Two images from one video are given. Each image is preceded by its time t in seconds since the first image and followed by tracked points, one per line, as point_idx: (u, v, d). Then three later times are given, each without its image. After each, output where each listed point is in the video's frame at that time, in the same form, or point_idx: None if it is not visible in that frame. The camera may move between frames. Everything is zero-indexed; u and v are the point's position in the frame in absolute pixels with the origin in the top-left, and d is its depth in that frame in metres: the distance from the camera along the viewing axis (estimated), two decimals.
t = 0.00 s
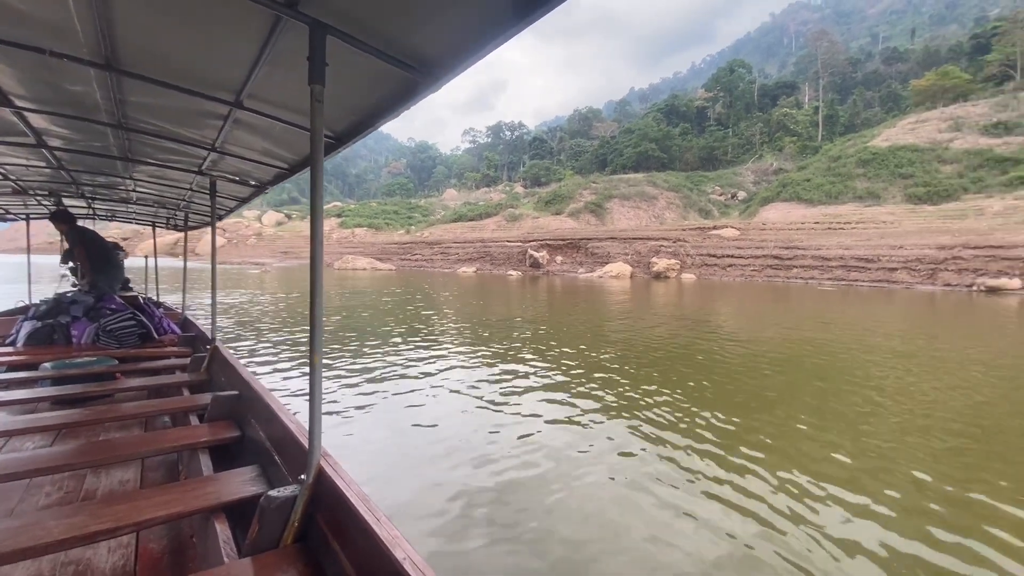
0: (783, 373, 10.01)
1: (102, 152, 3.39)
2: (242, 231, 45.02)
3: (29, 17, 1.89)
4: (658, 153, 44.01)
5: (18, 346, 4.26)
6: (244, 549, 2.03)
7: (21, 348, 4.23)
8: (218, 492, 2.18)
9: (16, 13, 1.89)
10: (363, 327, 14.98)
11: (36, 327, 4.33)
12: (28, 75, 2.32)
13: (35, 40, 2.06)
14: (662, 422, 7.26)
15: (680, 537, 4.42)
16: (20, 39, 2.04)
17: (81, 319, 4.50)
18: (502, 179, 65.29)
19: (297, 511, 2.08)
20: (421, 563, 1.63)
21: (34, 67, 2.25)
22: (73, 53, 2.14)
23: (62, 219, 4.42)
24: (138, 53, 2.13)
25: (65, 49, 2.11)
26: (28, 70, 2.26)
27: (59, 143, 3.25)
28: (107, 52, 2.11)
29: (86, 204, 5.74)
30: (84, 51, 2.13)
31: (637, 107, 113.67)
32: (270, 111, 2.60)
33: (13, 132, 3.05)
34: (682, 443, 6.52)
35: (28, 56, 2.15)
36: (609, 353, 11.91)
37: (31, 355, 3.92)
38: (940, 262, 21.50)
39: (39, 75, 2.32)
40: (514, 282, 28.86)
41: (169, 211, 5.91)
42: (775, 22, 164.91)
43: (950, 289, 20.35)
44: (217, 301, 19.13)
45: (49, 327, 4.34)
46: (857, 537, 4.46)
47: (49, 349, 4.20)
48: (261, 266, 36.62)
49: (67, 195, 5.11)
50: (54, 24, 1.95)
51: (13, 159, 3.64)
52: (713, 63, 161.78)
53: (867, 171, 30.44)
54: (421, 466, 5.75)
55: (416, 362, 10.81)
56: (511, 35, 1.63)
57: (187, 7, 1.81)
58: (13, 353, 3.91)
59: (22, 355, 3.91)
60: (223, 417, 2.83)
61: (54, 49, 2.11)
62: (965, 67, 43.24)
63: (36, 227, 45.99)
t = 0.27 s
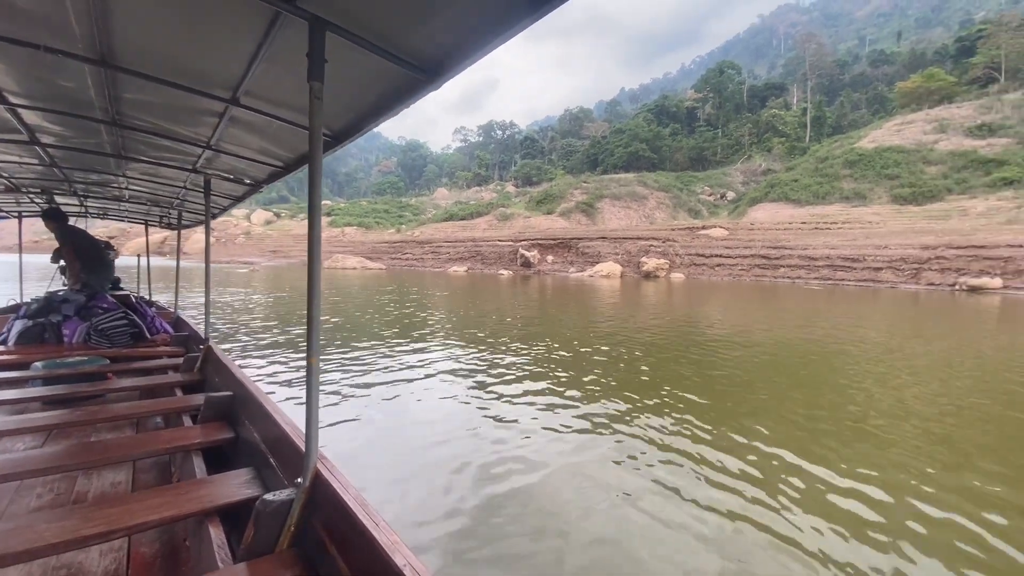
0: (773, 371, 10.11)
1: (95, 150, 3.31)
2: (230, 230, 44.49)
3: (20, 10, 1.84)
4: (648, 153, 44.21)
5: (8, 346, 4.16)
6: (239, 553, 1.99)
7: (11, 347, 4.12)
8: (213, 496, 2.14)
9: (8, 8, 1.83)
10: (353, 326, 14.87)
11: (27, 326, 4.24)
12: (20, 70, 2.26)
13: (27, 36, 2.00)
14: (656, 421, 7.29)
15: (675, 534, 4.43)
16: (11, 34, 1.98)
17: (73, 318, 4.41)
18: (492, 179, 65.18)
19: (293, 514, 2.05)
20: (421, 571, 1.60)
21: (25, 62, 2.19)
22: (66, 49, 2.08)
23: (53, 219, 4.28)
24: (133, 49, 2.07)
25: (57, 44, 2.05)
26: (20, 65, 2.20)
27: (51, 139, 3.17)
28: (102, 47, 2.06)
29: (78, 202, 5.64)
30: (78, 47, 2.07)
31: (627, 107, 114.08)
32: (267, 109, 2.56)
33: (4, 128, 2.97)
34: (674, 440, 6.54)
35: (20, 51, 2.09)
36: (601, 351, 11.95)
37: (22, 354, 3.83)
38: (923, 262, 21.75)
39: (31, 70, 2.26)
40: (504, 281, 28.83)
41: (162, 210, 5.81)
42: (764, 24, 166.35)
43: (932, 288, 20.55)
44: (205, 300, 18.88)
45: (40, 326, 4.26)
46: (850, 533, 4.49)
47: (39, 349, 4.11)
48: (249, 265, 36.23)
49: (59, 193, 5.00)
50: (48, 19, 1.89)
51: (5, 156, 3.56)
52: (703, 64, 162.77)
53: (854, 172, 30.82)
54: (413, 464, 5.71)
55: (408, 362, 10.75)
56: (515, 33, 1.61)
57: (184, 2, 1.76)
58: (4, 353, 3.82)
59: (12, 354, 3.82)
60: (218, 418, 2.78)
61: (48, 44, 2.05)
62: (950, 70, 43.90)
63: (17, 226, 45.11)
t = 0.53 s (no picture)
0: (766, 371, 10.19)
1: (91, 148, 3.29)
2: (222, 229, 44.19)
3: (15, 8, 1.83)
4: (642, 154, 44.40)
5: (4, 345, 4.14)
6: (235, 554, 1.99)
7: (8, 347, 4.10)
8: (209, 496, 2.14)
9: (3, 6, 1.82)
10: (346, 326, 14.84)
11: (23, 326, 4.21)
12: (15, 69, 2.25)
13: (23, 34, 1.99)
14: (650, 420, 7.34)
15: (669, 534, 4.45)
16: (6, 32, 1.97)
17: (69, 318, 4.38)
18: (486, 179, 65.18)
19: (289, 515, 2.05)
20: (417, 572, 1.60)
21: (20, 61, 2.18)
22: (63, 48, 2.07)
23: (42, 217, 4.36)
24: (130, 47, 2.07)
25: (53, 42, 2.04)
26: (16, 64, 2.20)
27: (47, 138, 3.15)
28: (98, 45, 2.05)
29: (73, 201, 5.59)
30: (75, 45, 2.06)
31: (621, 108, 114.46)
32: (263, 107, 2.55)
33: None
34: (666, 441, 6.57)
35: (14, 49, 2.08)
36: (594, 351, 12.00)
37: (19, 353, 3.81)
38: (911, 262, 22.02)
39: (25, 69, 2.24)
40: (498, 282, 28.86)
41: (159, 209, 5.77)
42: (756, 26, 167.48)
43: (920, 289, 20.85)
44: (197, 300, 18.77)
45: (37, 326, 4.23)
46: (843, 532, 4.53)
47: (37, 349, 4.09)
48: (241, 265, 36.02)
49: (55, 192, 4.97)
50: (43, 17, 1.88)
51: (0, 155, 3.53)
52: (696, 66, 163.65)
53: (845, 174, 31.11)
54: (406, 466, 5.67)
55: (403, 361, 10.75)
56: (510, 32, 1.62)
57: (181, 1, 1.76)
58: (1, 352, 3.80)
59: (10, 354, 3.80)
60: (214, 418, 2.77)
61: (44, 42, 2.04)
62: (940, 73, 44.40)
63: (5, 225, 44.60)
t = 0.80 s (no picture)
0: (763, 373, 10.24)
1: (92, 151, 3.31)
2: (220, 231, 44.12)
3: (17, 11, 1.84)
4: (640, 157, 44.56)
5: (7, 347, 4.13)
6: (238, 555, 2.01)
7: (11, 348, 4.10)
8: (211, 497, 2.15)
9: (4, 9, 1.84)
10: (344, 328, 14.86)
11: (26, 327, 4.21)
12: (16, 72, 2.26)
13: (23, 37, 2.01)
14: (648, 420, 7.38)
15: (666, 535, 4.47)
16: (8, 35, 1.99)
17: (72, 319, 4.37)
18: (485, 181, 65.28)
19: (292, 515, 2.07)
20: (418, 570, 1.62)
21: (21, 63, 2.20)
22: (64, 51, 2.09)
23: (32, 218, 4.27)
24: (131, 50, 2.09)
25: (54, 46, 2.06)
26: (17, 67, 2.21)
27: (49, 141, 3.17)
28: (99, 48, 2.07)
29: (76, 203, 5.62)
30: (76, 48, 2.08)
31: (619, 111, 114.76)
32: (264, 109, 2.58)
33: (1, 129, 2.96)
34: (662, 442, 6.59)
35: (16, 52, 2.09)
36: (593, 353, 12.04)
37: (21, 354, 3.81)
38: (906, 266, 22.16)
39: (27, 71, 2.26)
40: (496, 284, 28.90)
41: (160, 210, 5.78)
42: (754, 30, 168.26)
43: (914, 292, 21.00)
44: (195, 302, 18.77)
45: (40, 327, 4.23)
46: (839, 533, 4.56)
47: (39, 350, 4.09)
48: (239, 267, 35.99)
49: (57, 194, 4.99)
50: (44, 20, 1.90)
51: (3, 158, 3.55)
52: (694, 69, 164.23)
53: (841, 177, 31.26)
54: (405, 466, 5.71)
55: (401, 363, 10.77)
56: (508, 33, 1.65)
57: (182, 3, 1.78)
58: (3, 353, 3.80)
59: (12, 355, 3.80)
60: (216, 419, 2.79)
61: (45, 45, 2.06)
62: (936, 78, 44.70)
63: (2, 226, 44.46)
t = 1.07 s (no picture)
0: (766, 376, 10.24)
1: (104, 155, 3.38)
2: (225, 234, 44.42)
3: (27, 18, 1.89)
4: (644, 160, 44.55)
5: (18, 350, 4.15)
6: (248, 553, 2.05)
7: (24, 352, 4.12)
8: (221, 496, 2.19)
9: (12, 14, 1.88)
10: (348, 331, 14.94)
11: (38, 330, 4.24)
12: (29, 78, 2.32)
13: (35, 43, 2.06)
14: (651, 423, 7.40)
15: (669, 539, 4.47)
16: (19, 41, 2.03)
17: (84, 322, 4.41)
18: (489, 185, 65.45)
19: (301, 516, 2.10)
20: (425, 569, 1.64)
21: (34, 70, 2.25)
22: (74, 57, 2.14)
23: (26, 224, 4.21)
24: (141, 55, 2.14)
25: (65, 51, 2.11)
26: (29, 73, 2.26)
27: (63, 146, 3.24)
28: (109, 54, 2.12)
29: (88, 207, 5.71)
30: (85, 53, 2.13)
31: (623, 115, 114.87)
32: (272, 112, 2.62)
33: (15, 135, 3.03)
34: (665, 445, 6.62)
35: (28, 59, 2.14)
36: (596, 356, 12.07)
37: (35, 356, 3.85)
38: (910, 270, 22.03)
39: (39, 78, 2.32)
40: (499, 287, 28.96)
41: (170, 213, 5.86)
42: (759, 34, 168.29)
43: (918, 296, 20.86)
44: (201, 305, 18.91)
45: (52, 330, 4.26)
46: (843, 538, 4.53)
47: (52, 353, 4.13)
48: (244, 270, 36.21)
49: (70, 198, 5.08)
50: (54, 26, 1.95)
51: (18, 163, 3.62)
52: (699, 73, 164.40)
53: (846, 181, 31.14)
54: (409, 468, 5.78)
55: (405, 365, 10.86)
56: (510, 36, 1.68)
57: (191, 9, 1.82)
58: (17, 356, 3.84)
59: (26, 357, 3.84)
60: (225, 419, 2.83)
61: (55, 51, 2.11)
62: (942, 81, 44.48)
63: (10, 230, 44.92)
